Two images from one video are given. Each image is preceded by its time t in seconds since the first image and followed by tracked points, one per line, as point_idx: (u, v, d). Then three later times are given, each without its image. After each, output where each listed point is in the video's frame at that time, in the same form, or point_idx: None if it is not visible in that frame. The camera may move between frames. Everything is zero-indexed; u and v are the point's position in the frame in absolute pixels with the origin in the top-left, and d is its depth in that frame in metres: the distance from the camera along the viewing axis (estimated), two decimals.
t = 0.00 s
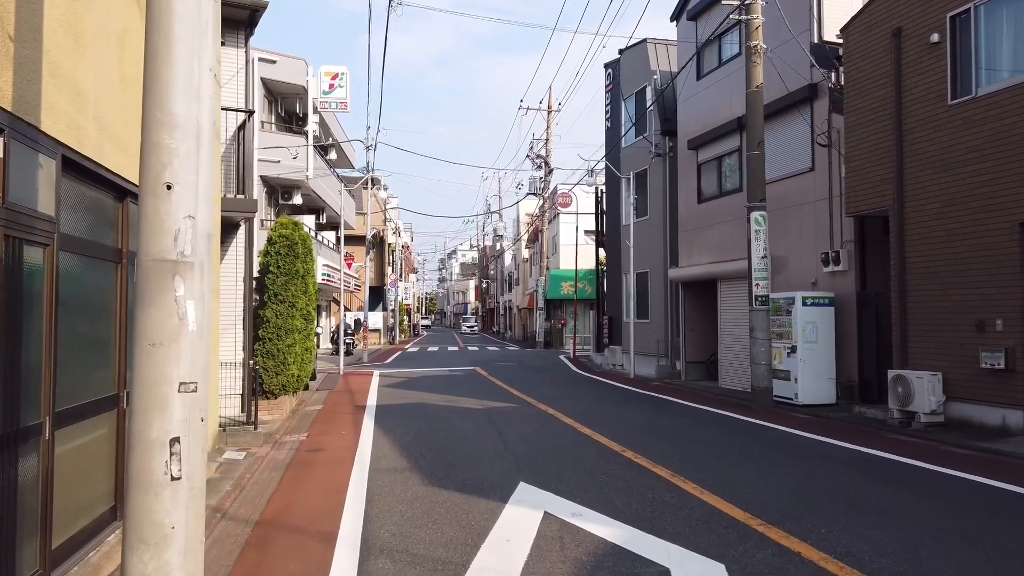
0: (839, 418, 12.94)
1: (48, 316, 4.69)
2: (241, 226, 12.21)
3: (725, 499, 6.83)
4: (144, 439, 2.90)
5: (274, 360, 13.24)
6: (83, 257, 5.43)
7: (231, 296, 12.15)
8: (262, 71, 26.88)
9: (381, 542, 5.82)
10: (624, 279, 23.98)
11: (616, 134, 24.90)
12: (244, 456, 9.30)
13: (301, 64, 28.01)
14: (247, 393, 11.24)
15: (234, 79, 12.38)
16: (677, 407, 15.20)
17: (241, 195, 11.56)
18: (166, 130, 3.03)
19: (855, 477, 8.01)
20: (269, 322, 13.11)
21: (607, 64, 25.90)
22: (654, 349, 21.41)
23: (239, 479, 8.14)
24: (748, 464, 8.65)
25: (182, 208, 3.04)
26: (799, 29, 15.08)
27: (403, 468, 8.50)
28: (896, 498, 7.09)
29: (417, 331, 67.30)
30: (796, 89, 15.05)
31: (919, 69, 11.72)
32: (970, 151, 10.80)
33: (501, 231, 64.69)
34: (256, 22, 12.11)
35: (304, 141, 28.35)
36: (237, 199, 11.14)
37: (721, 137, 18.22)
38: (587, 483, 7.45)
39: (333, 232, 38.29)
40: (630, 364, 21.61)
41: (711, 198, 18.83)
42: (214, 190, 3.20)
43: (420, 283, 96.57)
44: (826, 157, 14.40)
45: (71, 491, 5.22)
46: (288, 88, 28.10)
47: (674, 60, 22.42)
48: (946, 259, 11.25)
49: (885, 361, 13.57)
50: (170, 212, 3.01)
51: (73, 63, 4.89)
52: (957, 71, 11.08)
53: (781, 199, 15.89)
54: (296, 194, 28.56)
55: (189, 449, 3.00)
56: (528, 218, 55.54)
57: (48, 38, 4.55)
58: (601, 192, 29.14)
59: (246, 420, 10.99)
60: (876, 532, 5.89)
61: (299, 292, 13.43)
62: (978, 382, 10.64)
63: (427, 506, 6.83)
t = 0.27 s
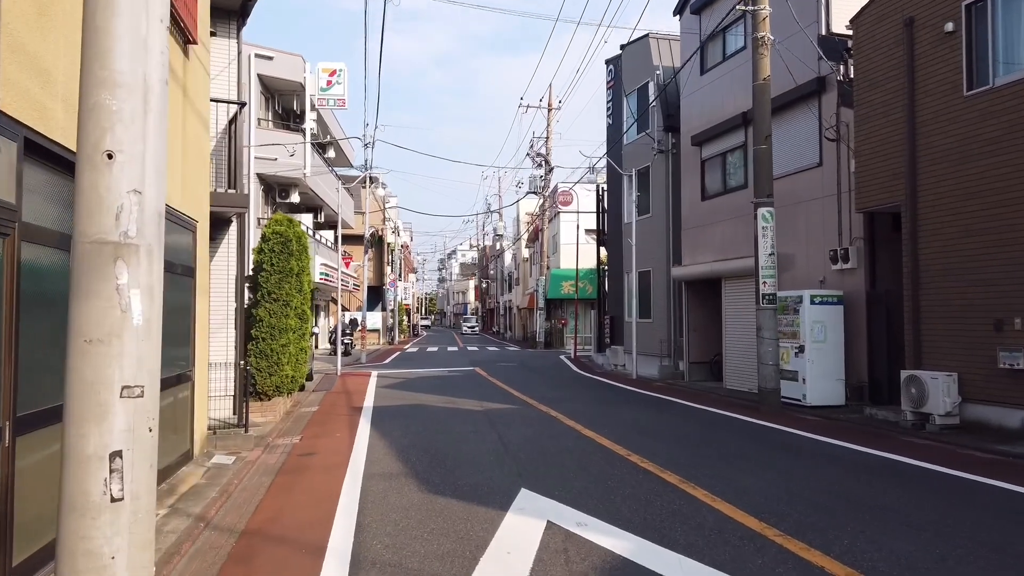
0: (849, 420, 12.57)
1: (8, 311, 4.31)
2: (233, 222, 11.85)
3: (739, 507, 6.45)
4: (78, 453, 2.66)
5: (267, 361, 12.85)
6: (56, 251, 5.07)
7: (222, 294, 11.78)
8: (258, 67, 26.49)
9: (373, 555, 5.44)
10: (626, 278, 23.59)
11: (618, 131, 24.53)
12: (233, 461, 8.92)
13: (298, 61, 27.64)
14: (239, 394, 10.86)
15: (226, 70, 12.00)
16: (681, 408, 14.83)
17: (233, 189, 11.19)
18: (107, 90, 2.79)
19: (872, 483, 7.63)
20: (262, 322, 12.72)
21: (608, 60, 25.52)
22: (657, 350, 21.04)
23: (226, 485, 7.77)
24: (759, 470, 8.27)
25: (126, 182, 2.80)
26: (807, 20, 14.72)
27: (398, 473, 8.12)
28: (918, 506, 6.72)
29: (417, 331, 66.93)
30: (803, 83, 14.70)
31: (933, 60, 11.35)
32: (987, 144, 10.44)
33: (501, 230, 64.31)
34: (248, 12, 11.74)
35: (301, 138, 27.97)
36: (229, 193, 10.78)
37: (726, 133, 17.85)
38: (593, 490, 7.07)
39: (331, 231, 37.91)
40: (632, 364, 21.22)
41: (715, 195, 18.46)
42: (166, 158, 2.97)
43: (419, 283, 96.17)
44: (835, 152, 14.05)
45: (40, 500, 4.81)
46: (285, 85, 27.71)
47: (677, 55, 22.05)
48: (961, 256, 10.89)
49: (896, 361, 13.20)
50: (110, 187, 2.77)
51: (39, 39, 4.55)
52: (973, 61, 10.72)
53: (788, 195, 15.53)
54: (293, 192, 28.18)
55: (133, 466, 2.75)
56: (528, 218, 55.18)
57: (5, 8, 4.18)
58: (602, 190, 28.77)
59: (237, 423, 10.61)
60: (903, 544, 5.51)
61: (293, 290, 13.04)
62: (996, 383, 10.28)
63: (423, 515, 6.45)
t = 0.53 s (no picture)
0: (862, 426, 12.16)
1: None
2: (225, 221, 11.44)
3: (760, 525, 6.01)
4: None
5: (261, 366, 12.42)
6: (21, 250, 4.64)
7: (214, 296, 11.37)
8: (254, 65, 26.07)
9: None
10: (628, 279, 23.16)
11: (620, 130, 24.13)
12: (221, 472, 8.49)
13: (294, 58, 27.21)
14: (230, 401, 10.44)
15: (216, 65, 11.58)
16: (686, 413, 14.42)
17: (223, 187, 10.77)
18: (23, 49, 2.84)
19: (897, 496, 7.21)
20: (254, 325, 12.31)
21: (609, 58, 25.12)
22: (660, 352, 20.63)
23: (213, 500, 7.35)
24: (776, 481, 7.84)
25: (46, 165, 2.86)
26: (816, 14, 14.32)
27: (395, 486, 7.72)
28: (950, 522, 6.29)
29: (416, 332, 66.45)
30: (812, 79, 14.31)
31: (950, 52, 10.94)
32: (1009, 139, 10.02)
33: (500, 231, 63.89)
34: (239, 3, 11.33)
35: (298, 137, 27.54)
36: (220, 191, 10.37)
37: (731, 130, 17.46)
38: (602, 506, 6.64)
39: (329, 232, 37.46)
40: (635, 367, 20.79)
41: (720, 194, 18.05)
42: (97, 135, 3.04)
43: (418, 284, 95.73)
44: (845, 149, 13.65)
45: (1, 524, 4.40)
46: (281, 83, 27.30)
47: (679, 52, 21.65)
48: (981, 255, 10.47)
49: (910, 365, 12.79)
50: (29, 173, 2.83)
51: None
52: (993, 53, 10.32)
53: (795, 194, 15.13)
54: (290, 192, 27.74)
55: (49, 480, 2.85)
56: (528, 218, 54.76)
57: None
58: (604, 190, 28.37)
59: (228, 431, 10.19)
60: (941, 566, 5.08)
61: (286, 292, 12.64)
62: (1018, 388, 9.87)
63: (421, 533, 6.02)
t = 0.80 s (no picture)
0: (880, 427, 11.79)
1: None
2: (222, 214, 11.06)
3: (791, 535, 5.63)
4: None
5: (260, 364, 12.06)
6: None
7: (211, 292, 10.99)
8: (253, 60, 25.68)
9: None
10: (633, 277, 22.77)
11: (625, 125, 23.75)
12: (217, 475, 8.11)
13: (294, 53, 26.82)
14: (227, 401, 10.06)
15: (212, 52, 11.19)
16: (697, 414, 14.03)
17: (220, 179, 10.40)
18: None
19: (931, 502, 6.83)
20: (253, 322, 11.94)
21: (614, 52, 24.73)
22: (666, 352, 20.26)
23: (208, 505, 6.97)
24: (801, 485, 7.46)
25: None
26: (830, 3, 13.95)
27: (400, 490, 7.33)
28: (993, 530, 5.91)
29: (416, 331, 66.07)
30: (826, 70, 13.94)
31: (973, 40, 10.57)
32: None
33: (501, 230, 63.51)
34: None
35: (298, 133, 27.15)
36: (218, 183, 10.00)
37: (741, 124, 17.08)
38: (620, 512, 6.26)
39: (329, 230, 37.06)
40: (641, 366, 20.40)
41: (729, 190, 17.67)
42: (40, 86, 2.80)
43: (419, 284, 95.38)
44: (861, 142, 13.28)
45: None
46: (281, 78, 26.92)
47: (686, 45, 21.26)
48: (1006, 250, 10.10)
49: (929, 364, 12.42)
50: None
51: None
52: (1019, 40, 9.94)
53: (808, 189, 14.75)
54: (289, 189, 27.35)
55: None
56: (529, 217, 54.39)
57: None
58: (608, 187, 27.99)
59: (224, 432, 9.80)
60: None
61: (285, 288, 12.27)
62: None
63: (429, 543, 5.64)
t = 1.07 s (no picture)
0: (900, 434, 11.41)
1: None
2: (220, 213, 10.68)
3: (827, 557, 5.25)
4: None
5: (259, 368, 11.65)
6: None
7: (208, 294, 10.62)
8: (253, 58, 25.31)
9: None
10: (639, 278, 22.39)
11: (630, 124, 23.39)
12: (213, 487, 7.73)
13: (294, 51, 26.46)
14: (224, 407, 9.68)
15: (211, 46, 10.83)
16: (708, 420, 13.64)
17: (218, 176, 10.03)
18: None
19: (968, 518, 6.45)
20: (252, 324, 11.56)
21: (619, 50, 24.37)
22: (673, 355, 19.89)
23: (202, 521, 6.58)
24: (828, 499, 7.08)
25: None
26: None
27: (406, 504, 6.95)
28: None
29: (416, 332, 65.70)
30: (841, 66, 13.58)
31: (1000, 33, 10.19)
32: None
33: (502, 230, 63.18)
34: None
35: (298, 132, 26.78)
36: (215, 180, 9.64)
37: (751, 122, 16.71)
38: (641, 531, 5.88)
39: (329, 230, 36.73)
40: (648, 369, 20.04)
41: (739, 189, 17.30)
42: None
43: (419, 284, 95.05)
44: (878, 139, 12.91)
45: None
46: (281, 76, 26.56)
47: (694, 42, 20.89)
48: None
49: (949, 369, 12.02)
50: None
51: None
52: None
53: (822, 189, 14.38)
54: (290, 188, 26.98)
55: None
56: (531, 217, 54.07)
57: None
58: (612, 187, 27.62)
59: (222, 441, 9.43)
60: None
61: (285, 290, 11.89)
62: None
63: (439, 565, 5.26)
